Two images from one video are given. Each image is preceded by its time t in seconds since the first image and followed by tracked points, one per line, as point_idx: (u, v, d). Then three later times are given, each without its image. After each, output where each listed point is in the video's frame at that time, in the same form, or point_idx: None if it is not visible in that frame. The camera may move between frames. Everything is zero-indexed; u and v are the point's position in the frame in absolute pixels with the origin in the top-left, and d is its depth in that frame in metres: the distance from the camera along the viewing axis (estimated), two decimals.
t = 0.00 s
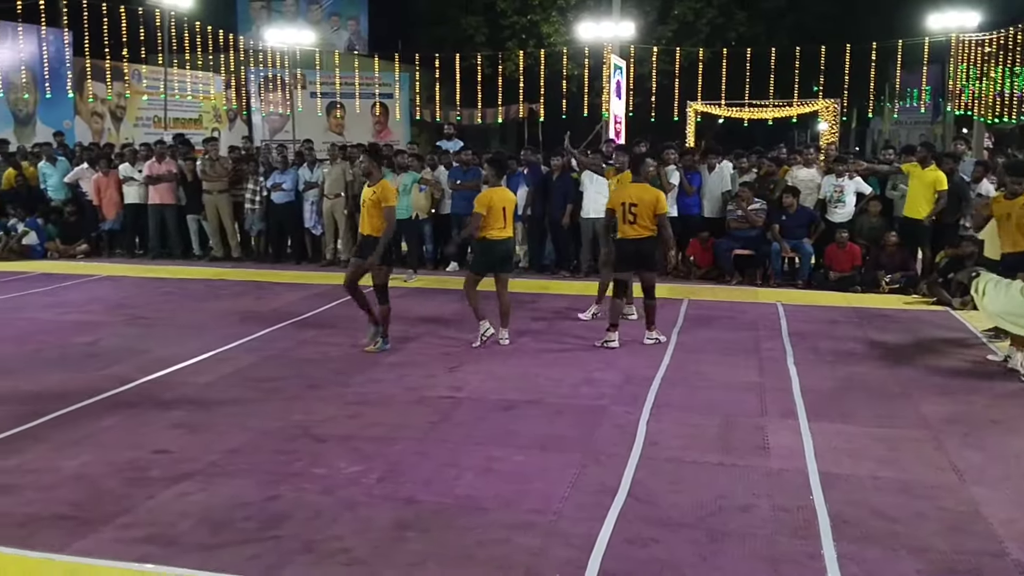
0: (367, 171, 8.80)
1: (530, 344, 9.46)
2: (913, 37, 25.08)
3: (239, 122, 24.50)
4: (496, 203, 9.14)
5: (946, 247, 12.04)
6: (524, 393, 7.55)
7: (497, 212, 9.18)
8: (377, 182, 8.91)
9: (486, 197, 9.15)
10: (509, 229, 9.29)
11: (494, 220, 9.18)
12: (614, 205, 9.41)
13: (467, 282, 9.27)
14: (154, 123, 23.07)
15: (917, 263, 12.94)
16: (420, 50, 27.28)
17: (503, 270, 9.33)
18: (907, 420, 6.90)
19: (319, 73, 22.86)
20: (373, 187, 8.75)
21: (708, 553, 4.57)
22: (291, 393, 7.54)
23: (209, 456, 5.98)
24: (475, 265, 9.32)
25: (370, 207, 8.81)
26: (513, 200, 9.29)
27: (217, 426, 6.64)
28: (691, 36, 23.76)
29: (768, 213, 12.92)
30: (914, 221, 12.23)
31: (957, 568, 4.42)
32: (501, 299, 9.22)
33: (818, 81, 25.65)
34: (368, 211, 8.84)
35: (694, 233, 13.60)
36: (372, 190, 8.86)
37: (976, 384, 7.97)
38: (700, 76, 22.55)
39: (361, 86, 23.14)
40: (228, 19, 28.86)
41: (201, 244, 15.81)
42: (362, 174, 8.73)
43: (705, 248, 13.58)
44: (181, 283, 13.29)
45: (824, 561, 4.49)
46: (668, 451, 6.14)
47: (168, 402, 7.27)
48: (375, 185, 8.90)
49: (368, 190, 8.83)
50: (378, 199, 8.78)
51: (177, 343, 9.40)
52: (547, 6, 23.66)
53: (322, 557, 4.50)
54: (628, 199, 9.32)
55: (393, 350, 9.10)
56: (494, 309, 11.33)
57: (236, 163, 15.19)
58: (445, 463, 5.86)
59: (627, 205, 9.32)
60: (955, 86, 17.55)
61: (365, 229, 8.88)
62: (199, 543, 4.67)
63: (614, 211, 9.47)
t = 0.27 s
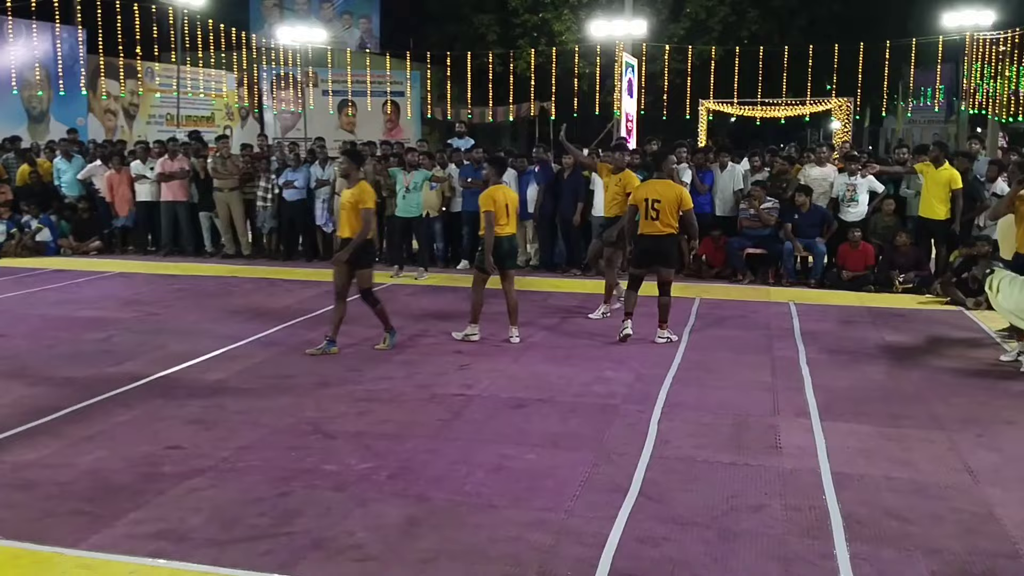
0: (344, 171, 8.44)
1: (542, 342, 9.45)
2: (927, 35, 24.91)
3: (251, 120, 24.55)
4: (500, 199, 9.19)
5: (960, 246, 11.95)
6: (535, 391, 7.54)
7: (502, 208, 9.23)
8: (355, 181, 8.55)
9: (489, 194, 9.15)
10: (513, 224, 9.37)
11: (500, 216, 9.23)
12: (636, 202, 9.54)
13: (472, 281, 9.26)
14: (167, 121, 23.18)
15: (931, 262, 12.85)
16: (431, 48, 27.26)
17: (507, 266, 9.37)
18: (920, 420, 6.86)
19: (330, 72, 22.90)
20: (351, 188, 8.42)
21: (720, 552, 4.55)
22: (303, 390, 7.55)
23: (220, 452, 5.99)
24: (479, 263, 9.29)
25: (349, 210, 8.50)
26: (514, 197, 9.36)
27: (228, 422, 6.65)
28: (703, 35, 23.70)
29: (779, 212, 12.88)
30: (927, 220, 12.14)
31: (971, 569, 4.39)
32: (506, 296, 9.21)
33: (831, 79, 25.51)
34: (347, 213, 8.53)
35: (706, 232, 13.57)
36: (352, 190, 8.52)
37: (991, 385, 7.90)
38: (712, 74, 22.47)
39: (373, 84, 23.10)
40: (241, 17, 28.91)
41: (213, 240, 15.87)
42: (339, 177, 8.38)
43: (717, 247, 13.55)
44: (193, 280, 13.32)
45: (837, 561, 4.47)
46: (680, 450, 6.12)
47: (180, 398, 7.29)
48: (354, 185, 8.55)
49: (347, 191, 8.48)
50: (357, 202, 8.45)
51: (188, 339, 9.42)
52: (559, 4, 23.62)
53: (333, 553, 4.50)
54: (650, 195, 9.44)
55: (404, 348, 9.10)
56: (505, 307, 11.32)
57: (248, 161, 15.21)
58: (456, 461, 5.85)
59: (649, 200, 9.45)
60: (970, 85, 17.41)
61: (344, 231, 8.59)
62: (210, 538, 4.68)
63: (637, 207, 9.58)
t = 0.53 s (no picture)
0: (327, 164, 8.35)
1: (550, 340, 9.43)
2: (939, 33, 24.79)
3: (260, 118, 24.63)
4: (488, 198, 9.19)
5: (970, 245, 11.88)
6: (543, 390, 7.53)
7: (490, 208, 9.22)
8: (337, 177, 8.46)
9: (478, 193, 9.18)
10: (504, 222, 9.35)
11: (488, 215, 9.24)
12: (647, 200, 9.51)
13: (474, 280, 9.28)
14: (176, 118, 23.28)
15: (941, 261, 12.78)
16: (441, 47, 27.28)
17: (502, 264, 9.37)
18: (930, 420, 6.82)
19: (339, 70, 22.87)
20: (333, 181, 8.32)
21: (729, 551, 4.54)
22: (311, 388, 7.56)
23: (228, 449, 6.00)
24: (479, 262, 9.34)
25: (331, 204, 8.36)
26: (504, 194, 9.32)
27: (237, 419, 6.66)
28: (714, 33, 23.62)
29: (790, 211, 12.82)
30: (937, 219, 12.09)
31: (980, 569, 4.37)
32: (502, 294, 9.27)
33: (842, 77, 25.39)
34: (328, 208, 8.38)
35: (716, 231, 13.52)
36: (333, 186, 8.41)
37: (1002, 384, 7.85)
38: (722, 73, 22.40)
39: (382, 82, 23.07)
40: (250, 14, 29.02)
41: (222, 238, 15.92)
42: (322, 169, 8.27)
43: (726, 246, 13.50)
44: (202, 278, 13.37)
45: (845, 561, 4.45)
46: (688, 449, 6.10)
47: (189, 395, 7.31)
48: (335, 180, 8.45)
49: (329, 186, 8.37)
50: (341, 195, 8.32)
51: (197, 336, 9.44)
52: (568, 2, 23.56)
53: (340, 550, 4.50)
54: (661, 194, 9.41)
55: (412, 346, 9.10)
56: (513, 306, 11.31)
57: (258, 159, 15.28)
58: (464, 458, 5.85)
59: (659, 199, 9.42)
60: (982, 83, 17.31)
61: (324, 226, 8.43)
62: (218, 535, 4.68)
63: (647, 204, 9.55)
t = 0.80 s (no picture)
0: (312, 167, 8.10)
1: (556, 339, 9.42)
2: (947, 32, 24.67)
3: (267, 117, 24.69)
4: (476, 197, 9.27)
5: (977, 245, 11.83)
6: (549, 389, 7.52)
7: (480, 206, 9.28)
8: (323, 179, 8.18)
9: (465, 194, 9.35)
10: (497, 221, 9.27)
11: (478, 213, 9.27)
12: (647, 200, 9.54)
13: (475, 279, 9.28)
14: (184, 117, 23.39)
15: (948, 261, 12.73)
16: (448, 46, 27.27)
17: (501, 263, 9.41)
18: (938, 420, 6.79)
19: (346, 69, 22.85)
20: (319, 185, 8.07)
21: (735, 551, 4.52)
22: (317, 386, 7.56)
23: (234, 448, 6.00)
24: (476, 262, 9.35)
25: (317, 208, 8.08)
26: (498, 192, 9.32)
27: (243, 417, 6.67)
28: (721, 32, 23.58)
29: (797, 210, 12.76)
30: (945, 219, 12.04)
31: (987, 570, 4.34)
32: (501, 291, 9.29)
33: (850, 76, 25.30)
34: (313, 212, 8.09)
35: (722, 230, 13.48)
36: (317, 190, 8.14)
37: (1010, 384, 7.81)
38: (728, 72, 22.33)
39: (389, 81, 22.97)
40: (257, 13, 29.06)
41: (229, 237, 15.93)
42: (309, 171, 8.00)
43: (732, 245, 13.44)
44: (208, 276, 13.39)
45: (851, 561, 4.43)
46: (694, 448, 6.09)
47: (195, 393, 7.32)
48: (318, 184, 8.19)
49: (316, 189, 8.09)
50: (329, 199, 8.07)
51: (203, 335, 9.46)
52: (575, 1, 23.52)
53: (345, 549, 4.50)
54: (661, 193, 9.43)
55: (418, 345, 9.09)
56: (520, 305, 11.31)
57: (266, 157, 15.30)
58: (470, 457, 5.85)
59: (659, 198, 9.44)
60: (990, 83, 17.23)
61: (308, 231, 8.11)
62: (224, 533, 4.69)
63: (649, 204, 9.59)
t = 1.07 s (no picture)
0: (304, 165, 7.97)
1: (563, 340, 9.42)
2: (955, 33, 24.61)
3: (275, 117, 24.77)
4: (480, 197, 9.27)
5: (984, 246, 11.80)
6: (555, 390, 7.52)
7: (483, 206, 9.28)
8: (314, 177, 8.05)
9: (468, 193, 9.32)
10: (499, 221, 9.30)
11: (482, 214, 9.28)
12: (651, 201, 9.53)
13: (480, 279, 9.31)
14: (191, 117, 23.47)
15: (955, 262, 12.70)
16: (455, 47, 27.31)
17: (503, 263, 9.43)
18: (945, 421, 6.78)
19: (353, 69, 22.93)
20: (312, 184, 7.94)
21: (741, 552, 4.53)
22: (323, 386, 7.57)
23: (241, 448, 6.02)
24: (480, 262, 9.37)
25: (310, 207, 7.97)
26: (502, 192, 9.30)
27: (250, 418, 6.68)
28: (728, 33, 23.55)
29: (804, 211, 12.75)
30: (952, 220, 12.01)
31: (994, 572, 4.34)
32: (506, 293, 9.33)
33: (857, 77, 25.24)
34: (306, 211, 7.98)
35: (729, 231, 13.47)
36: (310, 188, 8.02)
37: (1018, 386, 7.79)
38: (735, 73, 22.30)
39: (395, 82, 23.16)
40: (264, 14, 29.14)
41: (236, 237, 15.96)
42: (301, 170, 7.87)
43: (739, 246, 13.44)
44: (215, 276, 13.43)
45: (858, 563, 4.42)
46: (700, 450, 6.08)
47: (202, 393, 7.34)
48: (310, 182, 8.06)
49: (307, 188, 7.96)
50: (321, 198, 7.96)
51: (211, 335, 9.48)
52: (582, 2, 23.51)
53: (351, 549, 4.51)
54: (665, 194, 9.42)
55: (425, 345, 9.10)
56: (526, 305, 11.32)
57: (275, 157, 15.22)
58: (476, 458, 5.86)
59: (663, 199, 9.43)
60: (998, 84, 17.18)
61: (301, 230, 8.01)
62: (231, 533, 4.70)
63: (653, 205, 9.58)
